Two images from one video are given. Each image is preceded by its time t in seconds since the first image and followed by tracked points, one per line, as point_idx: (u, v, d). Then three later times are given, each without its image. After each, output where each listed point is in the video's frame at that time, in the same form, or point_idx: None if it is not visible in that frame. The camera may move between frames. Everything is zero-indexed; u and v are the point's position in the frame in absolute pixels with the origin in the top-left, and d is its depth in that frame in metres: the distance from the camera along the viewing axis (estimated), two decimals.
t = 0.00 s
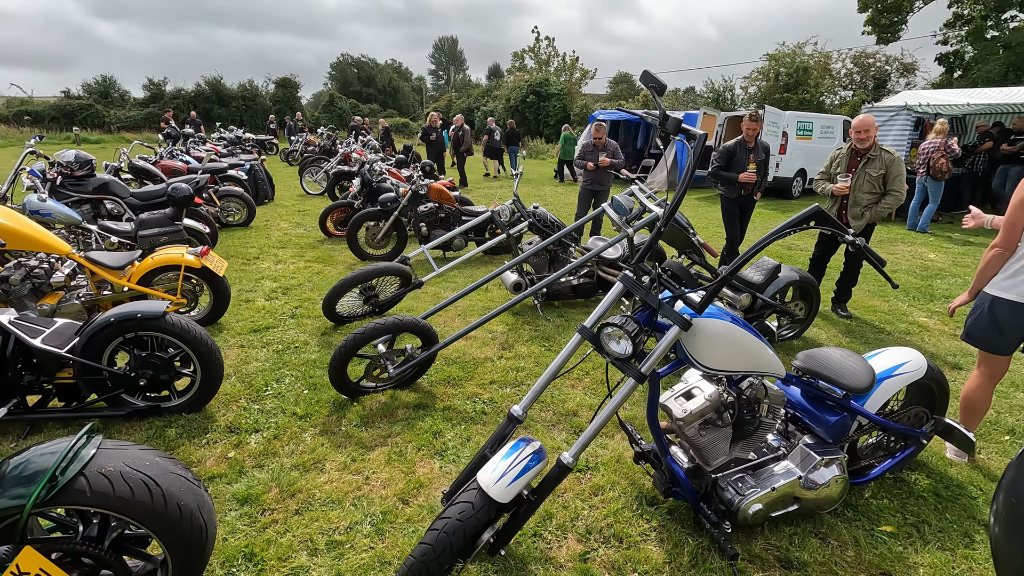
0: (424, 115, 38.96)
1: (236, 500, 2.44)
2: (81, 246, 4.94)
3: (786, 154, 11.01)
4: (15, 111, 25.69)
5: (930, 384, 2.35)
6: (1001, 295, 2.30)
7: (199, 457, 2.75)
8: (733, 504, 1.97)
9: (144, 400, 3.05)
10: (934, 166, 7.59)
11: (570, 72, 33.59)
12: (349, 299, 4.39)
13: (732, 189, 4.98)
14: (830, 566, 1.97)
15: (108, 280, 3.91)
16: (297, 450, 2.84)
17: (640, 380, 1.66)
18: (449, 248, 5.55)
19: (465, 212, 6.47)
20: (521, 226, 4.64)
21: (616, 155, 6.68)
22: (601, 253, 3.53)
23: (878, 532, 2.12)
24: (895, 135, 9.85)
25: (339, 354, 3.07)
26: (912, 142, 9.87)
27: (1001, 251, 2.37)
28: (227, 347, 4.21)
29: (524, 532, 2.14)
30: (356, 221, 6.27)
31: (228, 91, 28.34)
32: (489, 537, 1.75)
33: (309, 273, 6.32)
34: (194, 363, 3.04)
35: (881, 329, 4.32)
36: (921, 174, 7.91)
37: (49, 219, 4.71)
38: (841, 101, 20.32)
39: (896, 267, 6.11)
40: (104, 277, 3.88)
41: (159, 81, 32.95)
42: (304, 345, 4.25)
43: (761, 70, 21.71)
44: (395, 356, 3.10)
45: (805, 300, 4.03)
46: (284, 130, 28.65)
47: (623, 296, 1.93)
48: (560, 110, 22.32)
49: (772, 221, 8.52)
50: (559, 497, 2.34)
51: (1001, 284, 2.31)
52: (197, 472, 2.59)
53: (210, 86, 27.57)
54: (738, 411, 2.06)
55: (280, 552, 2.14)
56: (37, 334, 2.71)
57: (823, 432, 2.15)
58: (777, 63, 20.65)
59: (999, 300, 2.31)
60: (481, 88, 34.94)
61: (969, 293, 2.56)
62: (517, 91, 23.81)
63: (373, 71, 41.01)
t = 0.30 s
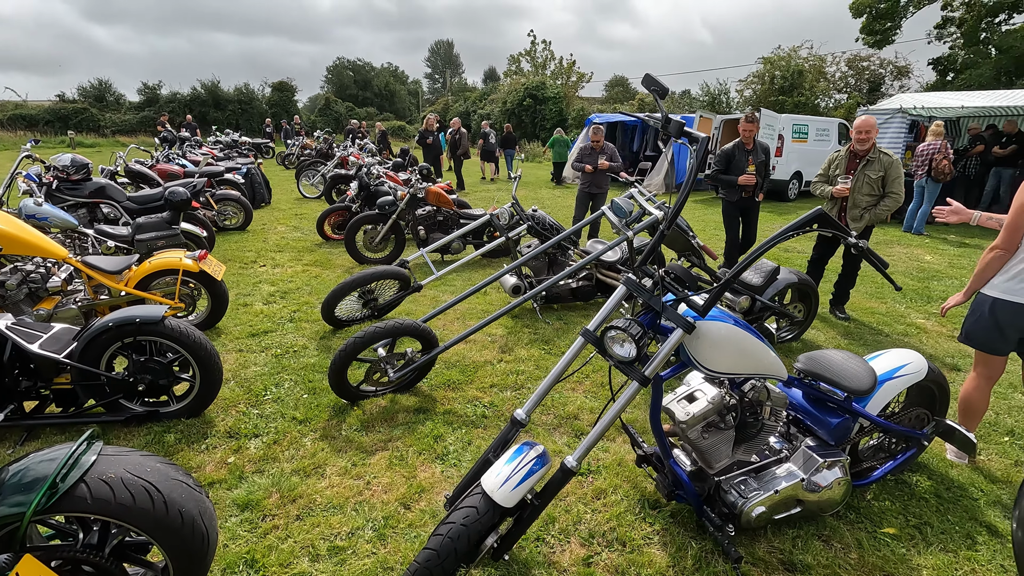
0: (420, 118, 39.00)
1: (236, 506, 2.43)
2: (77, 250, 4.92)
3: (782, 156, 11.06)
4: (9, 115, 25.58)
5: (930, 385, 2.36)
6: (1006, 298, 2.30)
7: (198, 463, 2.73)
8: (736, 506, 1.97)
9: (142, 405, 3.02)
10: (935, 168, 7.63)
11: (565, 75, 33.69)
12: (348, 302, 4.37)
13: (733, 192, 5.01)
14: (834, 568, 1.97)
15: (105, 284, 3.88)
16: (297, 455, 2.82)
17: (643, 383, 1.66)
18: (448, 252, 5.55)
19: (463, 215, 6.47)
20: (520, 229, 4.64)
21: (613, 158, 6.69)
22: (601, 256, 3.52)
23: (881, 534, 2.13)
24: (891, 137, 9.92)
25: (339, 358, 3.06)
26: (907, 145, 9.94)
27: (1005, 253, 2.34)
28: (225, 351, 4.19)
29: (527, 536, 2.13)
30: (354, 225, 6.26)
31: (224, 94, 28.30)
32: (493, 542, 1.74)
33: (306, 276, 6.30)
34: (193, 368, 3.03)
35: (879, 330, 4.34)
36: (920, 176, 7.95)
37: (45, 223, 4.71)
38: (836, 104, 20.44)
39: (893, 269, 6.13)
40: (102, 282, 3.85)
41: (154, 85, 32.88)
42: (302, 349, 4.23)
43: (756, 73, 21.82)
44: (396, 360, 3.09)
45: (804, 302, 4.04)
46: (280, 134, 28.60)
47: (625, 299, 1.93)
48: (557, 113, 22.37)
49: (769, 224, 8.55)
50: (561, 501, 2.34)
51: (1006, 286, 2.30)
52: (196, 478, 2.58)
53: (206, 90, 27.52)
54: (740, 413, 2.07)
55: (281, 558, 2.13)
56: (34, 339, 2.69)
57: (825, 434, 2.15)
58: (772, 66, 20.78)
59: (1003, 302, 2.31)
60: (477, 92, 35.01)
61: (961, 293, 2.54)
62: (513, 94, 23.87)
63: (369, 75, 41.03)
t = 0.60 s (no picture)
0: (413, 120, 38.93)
1: (232, 509, 2.41)
2: (68, 252, 4.88)
3: (775, 157, 11.13)
4: None
5: (924, 384, 2.38)
6: (992, 293, 2.33)
7: (193, 467, 2.71)
8: (734, 506, 1.98)
9: (136, 409, 3.00)
10: (933, 167, 7.74)
11: (559, 76, 33.75)
12: (343, 304, 4.36)
13: (728, 193, 5.06)
14: (831, 567, 1.98)
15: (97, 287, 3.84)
16: (293, 458, 2.80)
17: (641, 384, 1.66)
18: (442, 253, 5.54)
19: (457, 217, 6.46)
20: (515, 231, 4.63)
21: (607, 159, 6.70)
22: (596, 257, 3.52)
23: (876, 532, 2.14)
24: (882, 138, 10.04)
25: (335, 360, 3.05)
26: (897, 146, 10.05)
27: (986, 250, 2.40)
28: (219, 354, 4.17)
29: (525, 538, 2.13)
30: (348, 226, 6.24)
31: (215, 95, 28.16)
32: (492, 544, 1.74)
33: (300, 278, 6.27)
34: (187, 371, 3.00)
35: (872, 330, 4.37)
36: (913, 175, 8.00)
37: (35, 225, 4.66)
38: (827, 105, 20.60)
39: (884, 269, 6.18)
40: (93, 285, 3.81)
41: (145, 86, 32.67)
42: (297, 352, 4.21)
43: (748, 74, 21.95)
44: (392, 361, 3.09)
45: (798, 302, 4.06)
46: (273, 135, 28.46)
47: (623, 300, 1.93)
48: (550, 115, 22.39)
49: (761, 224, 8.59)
50: (559, 502, 2.34)
51: (990, 282, 2.34)
52: (191, 482, 2.56)
53: (197, 91, 27.35)
54: (737, 413, 2.07)
55: (278, 562, 2.12)
56: (26, 342, 2.66)
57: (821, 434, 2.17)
58: (763, 68, 20.91)
59: (989, 297, 2.34)
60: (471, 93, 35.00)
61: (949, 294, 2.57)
62: (506, 96, 23.89)
63: (362, 76, 40.93)
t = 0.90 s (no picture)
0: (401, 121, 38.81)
1: (220, 515, 2.38)
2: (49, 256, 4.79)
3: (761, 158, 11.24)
4: None
5: (909, 381, 2.42)
6: (952, 288, 2.44)
7: (179, 473, 2.68)
8: (723, 505, 1.99)
9: (121, 415, 2.95)
10: (913, 168, 7.89)
11: (547, 77, 33.83)
12: (332, 307, 4.33)
13: (717, 193, 5.12)
14: (819, 564, 2.00)
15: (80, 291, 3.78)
16: (282, 462, 2.77)
17: (631, 384, 1.67)
18: (432, 254, 5.52)
19: (446, 217, 6.44)
20: (504, 232, 4.63)
21: (596, 160, 6.72)
22: (585, 258, 3.53)
23: (863, 528, 2.17)
24: (865, 139, 10.20)
25: (323, 363, 3.03)
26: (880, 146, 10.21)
27: (949, 246, 2.49)
28: (205, 357, 4.11)
29: (516, 539, 2.12)
30: (336, 228, 6.19)
31: (200, 96, 27.84)
32: (483, 546, 1.73)
33: (288, 281, 6.21)
34: (172, 375, 2.96)
35: (858, 328, 4.43)
36: (897, 176, 8.13)
37: (16, 228, 4.41)
38: (812, 106, 20.85)
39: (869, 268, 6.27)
40: (76, 288, 3.75)
41: (129, 87, 32.28)
42: (285, 355, 4.18)
43: (735, 75, 22.17)
44: (381, 363, 3.08)
45: (785, 301, 4.10)
46: (259, 137, 28.18)
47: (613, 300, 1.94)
48: (538, 116, 22.41)
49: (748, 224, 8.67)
50: (550, 502, 2.34)
51: (951, 278, 2.45)
52: (177, 488, 2.52)
53: (181, 92, 27.02)
54: (726, 412, 2.09)
55: (267, 568, 2.10)
56: (6, 348, 2.62)
57: (809, 432, 2.19)
58: (749, 69, 21.13)
59: (950, 292, 2.45)
60: (459, 94, 34.95)
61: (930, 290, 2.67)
62: (494, 97, 23.90)
63: (349, 77, 40.70)
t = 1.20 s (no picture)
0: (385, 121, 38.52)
1: (201, 521, 2.33)
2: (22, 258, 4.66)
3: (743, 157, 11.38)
4: None
5: (888, 376, 2.46)
6: (921, 281, 2.55)
7: (159, 478, 2.62)
8: (709, 500, 2.01)
9: (99, 420, 2.88)
10: (888, 167, 8.01)
11: (530, 77, 33.91)
12: (315, 308, 4.27)
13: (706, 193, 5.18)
14: (802, 557, 2.02)
15: (54, 294, 3.68)
16: (265, 465, 2.73)
17: (617, 382, 1.67)
18: (416, 255, 5.49)
19: (430, 217, 6.39)
20: (489, 231, 4.62)
21: (580, 159, 6.74)
22: (569, 257, 3.53)
23: (845, 521, 2.20)
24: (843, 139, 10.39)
25: (307, 364, 2.99)
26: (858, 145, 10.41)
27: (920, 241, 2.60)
28: (185, 361, 4.03)
29: (503, 539, 2.11)
30: (319, 228, 6.12)
31: (178, 95, 27.35)
32: (470, 547, 1.72)
33: (270, 282, 6.13)
34: (151, 379, 2.89)
35: (838, 324, 4.51)
36: (875, 174, 8.29)
37: None
38: (792, 106, 21.16)
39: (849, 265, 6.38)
40: (51, 291, 3.65)
41: (104, 87, 31.63)
42: (268, 357, 4.11)
43: (716, 75, 22.40)
44: (366, 365, 3.05)
45: (767, 298, 4.15)
46: (239, 136, 27.74)
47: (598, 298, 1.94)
48: (523, 115, 22.37)
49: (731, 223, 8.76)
50: (536, 501, 2.33)
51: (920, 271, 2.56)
52: (156, 494, 2.46)
53: (159, 91, 26.51)
54: (710, 409, 2.11)
55: (250, 573, 2.06)
56: None
57: (791, 427, 2.22)
58: (730, 69, 21.39)
59: (920, 285, 2.55)
60: (443, 93, 34.81)
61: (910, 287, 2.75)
62: (478, 96, 23.85)
63: (331, 76, 40.30)
